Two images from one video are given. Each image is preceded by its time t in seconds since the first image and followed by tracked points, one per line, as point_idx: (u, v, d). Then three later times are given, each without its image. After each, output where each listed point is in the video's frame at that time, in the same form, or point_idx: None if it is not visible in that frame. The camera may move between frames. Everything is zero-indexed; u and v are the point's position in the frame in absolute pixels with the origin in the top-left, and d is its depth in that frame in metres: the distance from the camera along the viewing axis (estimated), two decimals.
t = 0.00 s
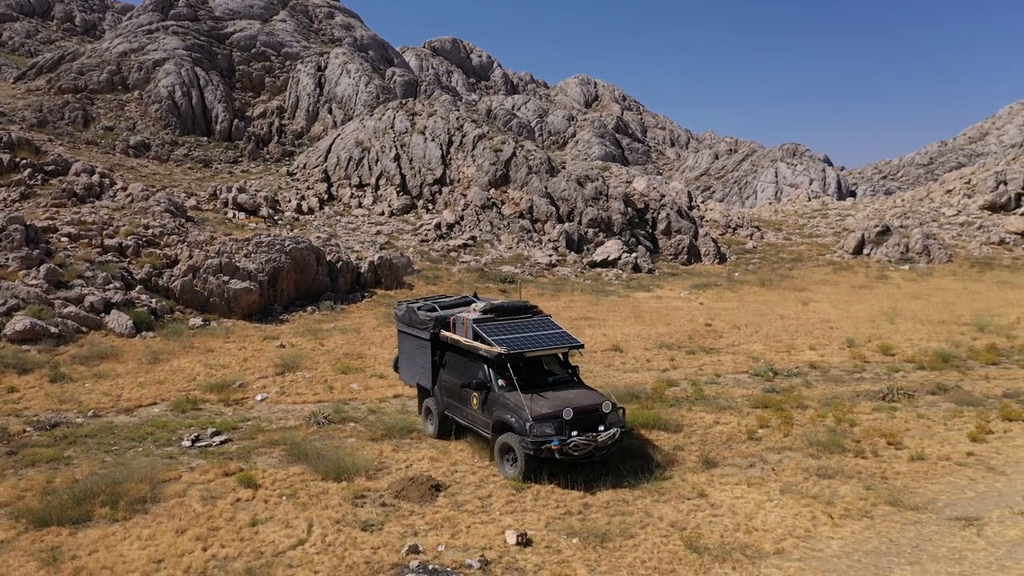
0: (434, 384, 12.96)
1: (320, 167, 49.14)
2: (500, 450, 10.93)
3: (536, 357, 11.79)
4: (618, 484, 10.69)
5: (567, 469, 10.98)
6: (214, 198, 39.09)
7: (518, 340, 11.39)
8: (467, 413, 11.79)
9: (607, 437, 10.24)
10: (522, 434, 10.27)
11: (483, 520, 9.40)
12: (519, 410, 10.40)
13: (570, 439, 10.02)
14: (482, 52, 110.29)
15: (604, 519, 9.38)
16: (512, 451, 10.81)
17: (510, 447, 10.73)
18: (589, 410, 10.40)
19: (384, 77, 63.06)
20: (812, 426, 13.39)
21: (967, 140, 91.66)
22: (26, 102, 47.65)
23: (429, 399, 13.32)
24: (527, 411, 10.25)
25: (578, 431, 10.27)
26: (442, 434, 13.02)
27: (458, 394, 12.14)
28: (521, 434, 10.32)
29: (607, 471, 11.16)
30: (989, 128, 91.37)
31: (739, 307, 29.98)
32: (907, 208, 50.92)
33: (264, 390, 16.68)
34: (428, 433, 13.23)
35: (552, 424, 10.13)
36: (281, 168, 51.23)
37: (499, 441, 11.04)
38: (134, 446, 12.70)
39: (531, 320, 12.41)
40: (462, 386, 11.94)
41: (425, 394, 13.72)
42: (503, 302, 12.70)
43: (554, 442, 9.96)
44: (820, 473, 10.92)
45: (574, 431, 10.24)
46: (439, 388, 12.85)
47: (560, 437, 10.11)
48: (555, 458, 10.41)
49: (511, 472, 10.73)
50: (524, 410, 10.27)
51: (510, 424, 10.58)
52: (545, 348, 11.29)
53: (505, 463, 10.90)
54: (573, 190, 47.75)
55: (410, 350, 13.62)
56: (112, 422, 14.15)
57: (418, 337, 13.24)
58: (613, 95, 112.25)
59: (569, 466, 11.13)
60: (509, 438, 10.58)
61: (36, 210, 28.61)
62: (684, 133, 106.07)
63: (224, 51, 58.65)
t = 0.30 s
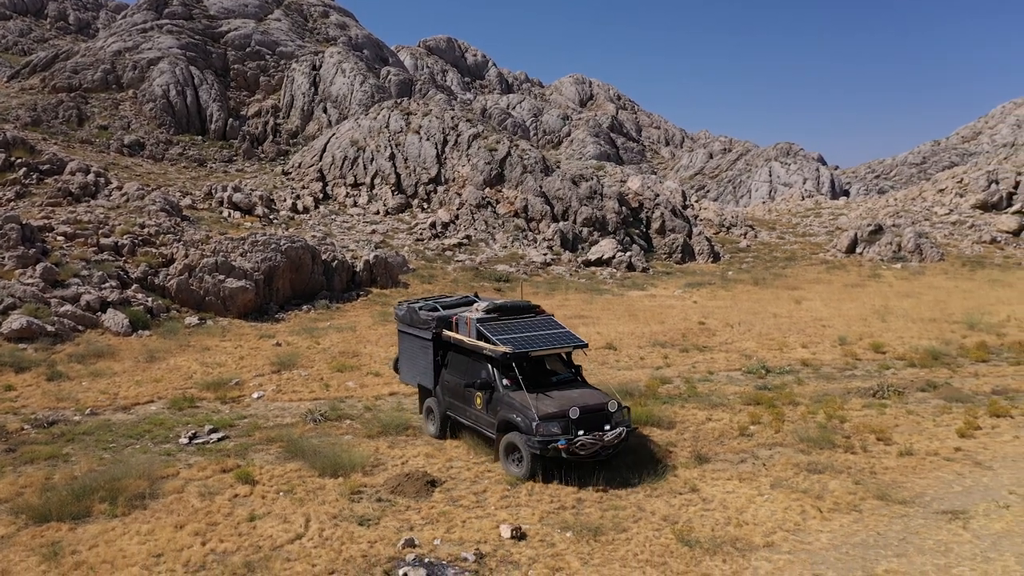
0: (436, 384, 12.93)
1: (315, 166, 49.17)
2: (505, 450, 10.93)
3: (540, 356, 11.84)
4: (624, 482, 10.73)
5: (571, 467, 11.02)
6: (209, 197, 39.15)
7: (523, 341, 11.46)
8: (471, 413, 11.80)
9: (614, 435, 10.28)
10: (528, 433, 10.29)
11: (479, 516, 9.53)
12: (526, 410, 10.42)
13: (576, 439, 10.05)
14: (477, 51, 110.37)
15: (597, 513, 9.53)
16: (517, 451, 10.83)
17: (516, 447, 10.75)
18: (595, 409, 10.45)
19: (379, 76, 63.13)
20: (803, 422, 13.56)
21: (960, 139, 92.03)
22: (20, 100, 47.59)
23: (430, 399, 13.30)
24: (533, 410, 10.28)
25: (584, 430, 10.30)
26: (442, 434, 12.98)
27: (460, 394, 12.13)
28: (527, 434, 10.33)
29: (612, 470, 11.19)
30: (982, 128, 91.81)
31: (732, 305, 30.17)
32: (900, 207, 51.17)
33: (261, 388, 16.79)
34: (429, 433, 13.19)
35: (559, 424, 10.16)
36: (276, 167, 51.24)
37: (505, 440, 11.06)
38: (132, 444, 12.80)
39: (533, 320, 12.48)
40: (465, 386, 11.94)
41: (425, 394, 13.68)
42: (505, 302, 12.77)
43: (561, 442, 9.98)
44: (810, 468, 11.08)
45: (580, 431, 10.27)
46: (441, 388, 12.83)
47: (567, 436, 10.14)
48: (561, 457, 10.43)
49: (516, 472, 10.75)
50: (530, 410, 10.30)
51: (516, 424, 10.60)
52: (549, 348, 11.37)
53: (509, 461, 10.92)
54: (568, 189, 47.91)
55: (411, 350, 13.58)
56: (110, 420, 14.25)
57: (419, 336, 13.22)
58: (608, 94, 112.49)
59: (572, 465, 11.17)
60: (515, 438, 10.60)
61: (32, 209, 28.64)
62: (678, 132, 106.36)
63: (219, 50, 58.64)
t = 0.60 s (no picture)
0: (437, 384, 12.91)
1: (308, 165, 49.17)
2: (511, 450, 10.91)
3: (544, 356, 11.82)
4: (631, 481, 10.72)
5: (576, 466, 11.01)
6: (203, 197, 39.24)
7: (528, 339, 11.43)
8: (475, 412, 11.78)
9: (620, 435, 10.29)
10: (535, 432, 10.27)
11: (472, 511, 9.66)
12: (532, 408, 10.40)
13: (584, 438, 10.04)
14: (471, 51, 110.43)
15: (589, 508, 9.67)
16: (523, 451, 10.81)
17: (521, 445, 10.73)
18: (602, 408, 10.44)
19: (372, 75, 63.19)
20: (793, 419, 13.73)
21: (952, 139, 92.49)
22: (12, 99, 47.48)
23: (432, 399, 13.26)
24: (540, 409, 10.27)
25: (592, 430, 10.29)
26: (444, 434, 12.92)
27: (464, 393, 12.11)
28: (534, 433, 10.32)
29: (617, 469, 11.19)
30: (973, 128, 92.33)
31: (724, 304, 30.37)
32: (891, 206, 51.48)
33: (256, 387, 16.89)
34: (430, 433, 13.15)
35: (566, 423, 10.15)
36: (269, 167, 51.24)
37: (510, 440, 11.05)
38: (127, 441, 12.89)
39: (538, 319, 12.47)
40: (469, 385, 11.94)
41: (427, 393, 13.65)
42: (510, 302, 12.80)
43: (568, 440, 9.96)
44: (799, 464, 11.24)
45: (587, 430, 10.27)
46: (443, 387, 12.80)
47: (574, 435, 10.12)
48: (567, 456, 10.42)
49: (522, 471, 10.73)
50: (537, 408, 10.29)
51: (522, 423, 10.58)
52: (556, 347, 11.37)
53: (515, 462, 10.88)
54: (561, 189, 48.02)
55: (413, 349, 13.57)
56: (105, 418, 14.32)
57: (422, 335, 13.21)
58: (602, 93, 112.72)
59: (578, 465, 11.15)
60: (521, 437, 10.57)
61: (25, 208, 28.65)
62: (671, 131, 106.67)
63: (212, 49, 58.59)
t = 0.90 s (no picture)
0: (437, 383, 12.89)
1: (301, 163, 49.14)
2: (514, 451, 10.90)
3: (546, 355, 11.89)
4: (635, 480, 10.78)
5: (579, 464, 11.05)
6: (195, 195, 39.23)
7: (529, 339, 11.50)
8: (476, 412, 11.79)
9: (625, 434, 10.35)
10: (540, 432, 10.29)
11: (464, 505, 9.78)
12: (537, 408, 10.44)
13: (589, 437, 10.08)
14: (463, 49, 110.41)
15: (580, 502, 9.81)
16: (528, 452, 10.82)
17: (526, 446, 10.75)
18: (607, 408, 10.51)
19: (365, 74, 63.17)
20: (782, 415, 13.90)
21: (942, 138, 93.09)
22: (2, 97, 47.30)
23: (431, 398, 13.23)
24: (545, 409, 10.29)
25: (597, 429, 10.34)
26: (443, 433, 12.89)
27: (465, 393, 12.12)
28: (539, 433, 10.35)
29: (620, 468, 11.25)
30: (963, 127, 92.91)
31: (715, 302, 30.59)
32: (881, 204, 51.80)
33: (249, 384, 16.98)
34: (429, 433, 13.11)
35: (571, 423, 10.18)
36: (261, 165, 51.18)
37: (514, 440, 11.05)
38: (121, 438, 12.96)
39: (538, 318, 12.53)
40: (471, 385, 11.94)
41: (426, 393, 13.62)
42: (508, 301, 12.85)
43: (574, 440, 10.01)
44: (787, 459, 11.39)
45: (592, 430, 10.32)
46: (443, 387, 12.78)
47: (580, 435, 10.16)
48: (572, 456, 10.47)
49: (526, 471, 10.73)
50: (543, 409, 10.31)
51: (526, 423, 10.60)
52: (558, 347, 11.44)
53: (519, 462, 10.88)
54: (553, 187, 48.09)
55: (411, 349, 13.53)
56: (99, 416, 14.38)
57: (421, 335, 13.21)
58: (594, 92, 112.94)
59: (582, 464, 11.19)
60: (526, 437, 10.58)
61: (17, 207, 28.59)
62: (664, 130, 106.99)
63: (204, 47, 58.49)
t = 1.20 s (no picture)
0: (433, 382, 12.62)
1: (288, 161, 49.00)
2: (514, 450, 10.80)
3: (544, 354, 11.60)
4: (636, 479, 10.68)
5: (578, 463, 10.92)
6: (182, 193, 39.18)
7: (528, 337, 11.21)
8: (473, 411, 11.52)
9: (627, 433, 10.24)
10: (541, 432, 10.10)
11: (452, 500, 9.89)
12: (539, 407, 10.21)
13: (591, 437, 9.94)
14: (451, 47, 110.35)
15: (566, 496, 9.93)
16: (528, 451, 10.64)
17: (526, 445, 10.59)
18: (608, 407, 10.36)
19: (352, 71, 63.08)
20: (765, 410, 14.09)
21: (926, 136, 93.94)
22: None
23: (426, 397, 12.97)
24: (547, 409, 10.08)
25: (598, 428, 10.21)
26: (439, 432, 12.69)
27: (461, 392, 11.85)
28: (539, 432, 10.17)
29: (619, 467, 11.15)
30: (946, 125, 93.76)
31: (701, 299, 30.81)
32: (865, 202, 52.26)
33: (237, 381, 17.02)
34: (425, 432, 12.85)
35: (573, 422, 10.01)
36: (248, 163, 51.02)
37: (513, 440, 10.89)
38: (109, 436, 12.98)
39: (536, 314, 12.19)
40: (468, 383, 11.66)
41: (422, 392, 13.35)
42: (506, 298, 12.50)
43: (576, 440, 9.84)
44: (770, 453, 11.57)
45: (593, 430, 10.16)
46: (439, 386, 12.50)
47: (582, 434, 10.02)
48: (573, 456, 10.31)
49: (527, 470, 10.63)
50: (544, 408, 10.10)
51: (527, 422, 10.39)
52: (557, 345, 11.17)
53: (518, 461, 10.76)
54: (540, 185, 48.87)
55: (407, 347, 13.30)
56: (86, 413, 14.39)
57: (418, 333, 12.94)
58: (581, 90, 113.22)
59: (583, 464, 11.13)
60: (527, 436, 10.39)
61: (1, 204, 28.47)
62: (651, 128, 107.41)
63: (189, 44, 58.26)
